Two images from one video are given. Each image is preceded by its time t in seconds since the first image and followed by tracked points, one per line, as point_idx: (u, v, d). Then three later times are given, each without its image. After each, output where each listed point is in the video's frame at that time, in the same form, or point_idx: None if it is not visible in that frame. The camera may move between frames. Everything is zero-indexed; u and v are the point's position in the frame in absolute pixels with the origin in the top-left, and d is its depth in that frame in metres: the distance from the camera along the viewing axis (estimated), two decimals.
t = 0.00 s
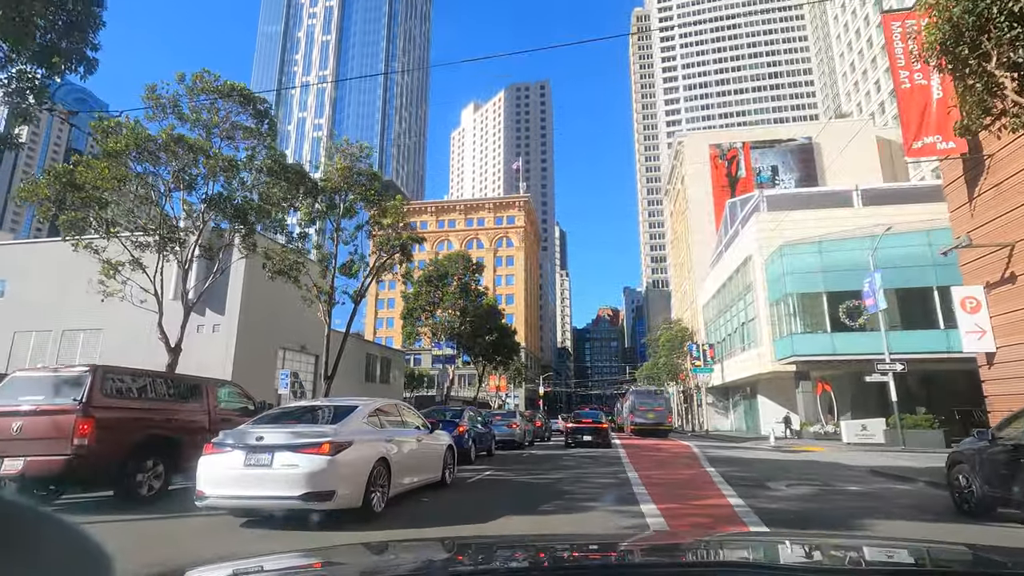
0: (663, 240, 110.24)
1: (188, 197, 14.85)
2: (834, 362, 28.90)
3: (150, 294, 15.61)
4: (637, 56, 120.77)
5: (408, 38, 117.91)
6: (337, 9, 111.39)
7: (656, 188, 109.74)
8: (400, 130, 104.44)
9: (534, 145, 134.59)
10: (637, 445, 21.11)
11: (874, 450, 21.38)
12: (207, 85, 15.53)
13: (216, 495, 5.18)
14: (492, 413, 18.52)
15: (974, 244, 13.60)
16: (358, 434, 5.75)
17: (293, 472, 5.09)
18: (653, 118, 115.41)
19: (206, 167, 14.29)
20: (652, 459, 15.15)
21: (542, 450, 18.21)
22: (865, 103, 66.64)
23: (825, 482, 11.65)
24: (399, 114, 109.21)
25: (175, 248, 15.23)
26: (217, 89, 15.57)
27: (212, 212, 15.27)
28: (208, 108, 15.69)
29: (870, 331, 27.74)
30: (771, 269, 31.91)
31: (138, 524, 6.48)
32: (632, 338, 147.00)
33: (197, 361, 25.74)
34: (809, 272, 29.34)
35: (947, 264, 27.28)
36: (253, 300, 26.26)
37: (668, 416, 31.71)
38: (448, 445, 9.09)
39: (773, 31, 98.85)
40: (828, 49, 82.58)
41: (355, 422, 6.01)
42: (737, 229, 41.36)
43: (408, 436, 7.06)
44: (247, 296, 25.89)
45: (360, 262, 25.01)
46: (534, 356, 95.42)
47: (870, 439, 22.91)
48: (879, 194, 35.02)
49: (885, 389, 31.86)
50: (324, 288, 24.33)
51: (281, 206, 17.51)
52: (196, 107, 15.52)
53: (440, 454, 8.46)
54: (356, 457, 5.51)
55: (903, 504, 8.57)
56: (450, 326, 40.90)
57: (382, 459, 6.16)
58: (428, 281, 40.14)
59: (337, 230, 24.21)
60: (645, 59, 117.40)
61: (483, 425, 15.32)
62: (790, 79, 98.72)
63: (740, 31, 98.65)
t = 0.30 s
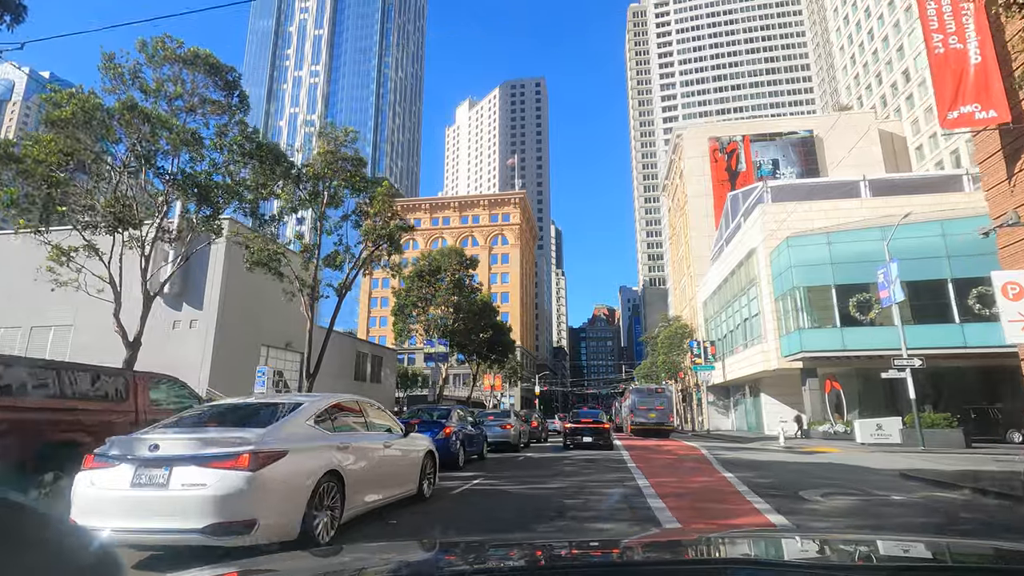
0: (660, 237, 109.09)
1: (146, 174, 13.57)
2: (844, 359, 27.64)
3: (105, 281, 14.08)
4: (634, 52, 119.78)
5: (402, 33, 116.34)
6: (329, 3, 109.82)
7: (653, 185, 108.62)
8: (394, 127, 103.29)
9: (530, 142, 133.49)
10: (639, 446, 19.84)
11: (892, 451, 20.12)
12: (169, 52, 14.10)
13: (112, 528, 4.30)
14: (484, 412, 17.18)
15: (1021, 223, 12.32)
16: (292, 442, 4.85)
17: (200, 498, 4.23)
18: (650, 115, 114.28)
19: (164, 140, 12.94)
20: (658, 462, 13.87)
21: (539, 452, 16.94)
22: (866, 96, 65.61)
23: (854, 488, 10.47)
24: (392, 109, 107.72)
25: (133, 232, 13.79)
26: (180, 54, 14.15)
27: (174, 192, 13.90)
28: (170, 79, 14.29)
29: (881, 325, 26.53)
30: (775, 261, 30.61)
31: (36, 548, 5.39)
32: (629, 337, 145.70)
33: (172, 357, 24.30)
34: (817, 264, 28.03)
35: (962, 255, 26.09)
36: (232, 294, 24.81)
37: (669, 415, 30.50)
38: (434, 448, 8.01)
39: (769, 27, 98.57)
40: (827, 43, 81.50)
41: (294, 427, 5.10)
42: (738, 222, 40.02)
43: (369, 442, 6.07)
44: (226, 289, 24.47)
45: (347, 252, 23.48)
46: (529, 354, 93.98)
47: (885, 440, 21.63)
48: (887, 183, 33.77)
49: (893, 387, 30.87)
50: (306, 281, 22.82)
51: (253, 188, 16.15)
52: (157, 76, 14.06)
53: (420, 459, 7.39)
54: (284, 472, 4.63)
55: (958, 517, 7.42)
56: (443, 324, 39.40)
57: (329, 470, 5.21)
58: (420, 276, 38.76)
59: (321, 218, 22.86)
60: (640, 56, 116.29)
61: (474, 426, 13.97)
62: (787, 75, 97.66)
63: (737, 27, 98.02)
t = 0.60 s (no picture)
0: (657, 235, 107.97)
1: (98, 148, 12.30)
2: (853, 355, 26.46)
3: (52, 267, 12.69)
4: (629, 48, 118.58)
5: (395, 27, 114.67)
6: None
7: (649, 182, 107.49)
8: (387, 123, 102.08)
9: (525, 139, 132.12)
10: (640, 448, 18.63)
11: (909, 451, 18.93)
12: (124, 13, 12.74)
13: None
14: (475, 412, 15.95)
15: None
16: (173, 460, 3.83)
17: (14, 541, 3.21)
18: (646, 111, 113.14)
19: (115, 110, 11.65)
20: (664, 467, 12.65)
21: (532, 456, 15.71)
22: (866, 90, 64.56)
23: (883, 500, 9.35)
24: (385, 105, 106.12)
25: (86, 213, 12.45)
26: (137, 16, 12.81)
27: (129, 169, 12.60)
28: (126, 46, 12.97)
29: (892, 320, 25.40)
30: (779, 254, 29.46)
31: None
32: (624, 337, 144.40)
33: (144, 354, 22.87)
34: (825, 256, 26.81)
35: (976, 246, 24.95)
36: (210, 285, 23.52)
37: (670, 414, 29.32)
38: (400, 456, 6.91)
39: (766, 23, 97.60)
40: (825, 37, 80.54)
41: (184, 439, 4.10)
42: (739, 215, 38.84)
43: (300, 454, 4.99)
44: (204, 281, 23.17)
45: (328, 242, 21.99)
46: (524, 353, 92.57)
47: (900, 440, 20.41)
48: (894, 174, 32.66)
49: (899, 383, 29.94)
50: (286, 273, 21.38)
51: (221, 168, 14.78)
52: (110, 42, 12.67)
53: (380, 472, 6.31)
54: (158, 502, 3.60)
55: None
56: (435, 321, 37.90)
57: (233, 494, 4.17)
58: (411, 271, 37.44)
59: (300, 208, 21.43)
60: (636, 52, 115.22)
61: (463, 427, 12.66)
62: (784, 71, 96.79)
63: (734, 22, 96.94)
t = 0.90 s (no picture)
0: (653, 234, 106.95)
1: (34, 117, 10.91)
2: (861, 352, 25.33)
3: None
4: (626, 45, 117.57)
5: (389, 23, 113.10)
6: None
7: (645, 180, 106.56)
8: (380, 119, 100.86)
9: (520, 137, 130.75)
10: (642, 450, 17.42)
11: (926, 453, 17.80)
12: None
13: None
14: (464, 411, 14.69)
15: None
16: None
17: None
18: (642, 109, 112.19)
19: (56, 72, 10.20)
20: (673, 474, 11.44)
21: (526, 459, 14.47)
22: (867, 85, 63.57)
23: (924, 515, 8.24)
24: (379, 101, 104.58)
25: (27, 191, 11.11)
26: None
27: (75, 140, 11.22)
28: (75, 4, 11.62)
29: (903, 315, 24.28)
30: (783, 248, 28.33)
31: None
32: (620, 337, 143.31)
33: (115, 352, 21.53)
34: (832, 249, 25.66)
35: (991, 238, 23.87)
36: (185, 278, 22.22)
37: (670, 414, 28.16)
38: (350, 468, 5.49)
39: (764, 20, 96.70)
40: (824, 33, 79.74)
41: None
42: (741, 208, 37.70)
43: (186, 473, 3.59)
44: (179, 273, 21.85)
45: (310, 231, 20.73)
46: (519, 352, 91.34)
47: (915, 442, 19.29)
48: (901, 165, 31.65)
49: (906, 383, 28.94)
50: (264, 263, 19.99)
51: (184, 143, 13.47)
52: None
53: (319, 489, 4.89)
54: None
55: None
56: (426, 317, 36.62)
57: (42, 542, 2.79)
58: (402, 265, 36.24)
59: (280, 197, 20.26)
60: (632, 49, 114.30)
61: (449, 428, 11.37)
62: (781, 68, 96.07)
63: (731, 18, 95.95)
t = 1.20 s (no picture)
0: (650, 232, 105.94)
1: None
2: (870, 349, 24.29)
3: None
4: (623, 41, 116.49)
5: (384, 19, 111.71)
6: None
7: (642, 178, 105.47)
8: (375, 115, 99.39)
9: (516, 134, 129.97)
10: (646, 453, 16.25)
11: (945, 456, 16.76)
12: None
13: None
14: (452, 411, 13.54)
15: None
16: None
17: None
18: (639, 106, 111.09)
19: None
20: (683, 482, 10.32)
21: (519, 463, 13.37)
22: (868, 80, 62.70)
23: (970, 532, 7.23)
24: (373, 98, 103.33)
25: None
26: None
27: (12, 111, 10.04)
28: None
29: (915, 311, 23.25)
30: (788, 242, 27.31)
31: None
32: (616, 337, 142.08)
33: (85, 348, 20.26)
34: (841, 242, 24.60)
35: (1006, 231, 22.86)
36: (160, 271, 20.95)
37: (671, 415, 27.08)
38: (262, 489, 4.25)
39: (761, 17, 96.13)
40: (823, 29, 78.72)
41: None
42: (743, 201, 36.63)
43: None
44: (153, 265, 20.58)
45: (290, 218, 19.55)
46: (514, 351, 90.12)
47: (932, 443, 18.16)
48: (908, 157, 30.65)
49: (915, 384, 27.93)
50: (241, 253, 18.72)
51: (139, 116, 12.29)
52: None
53: (208, 518, 3.65)
54: None
55: None
56: (417, 314, 35.47)
57: None
58: (392, 260, 35.01)
59: (258, 182, 19.12)
60: (628, 45, 113.15)
61: (434, 429, 10.18)
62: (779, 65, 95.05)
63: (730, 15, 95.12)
